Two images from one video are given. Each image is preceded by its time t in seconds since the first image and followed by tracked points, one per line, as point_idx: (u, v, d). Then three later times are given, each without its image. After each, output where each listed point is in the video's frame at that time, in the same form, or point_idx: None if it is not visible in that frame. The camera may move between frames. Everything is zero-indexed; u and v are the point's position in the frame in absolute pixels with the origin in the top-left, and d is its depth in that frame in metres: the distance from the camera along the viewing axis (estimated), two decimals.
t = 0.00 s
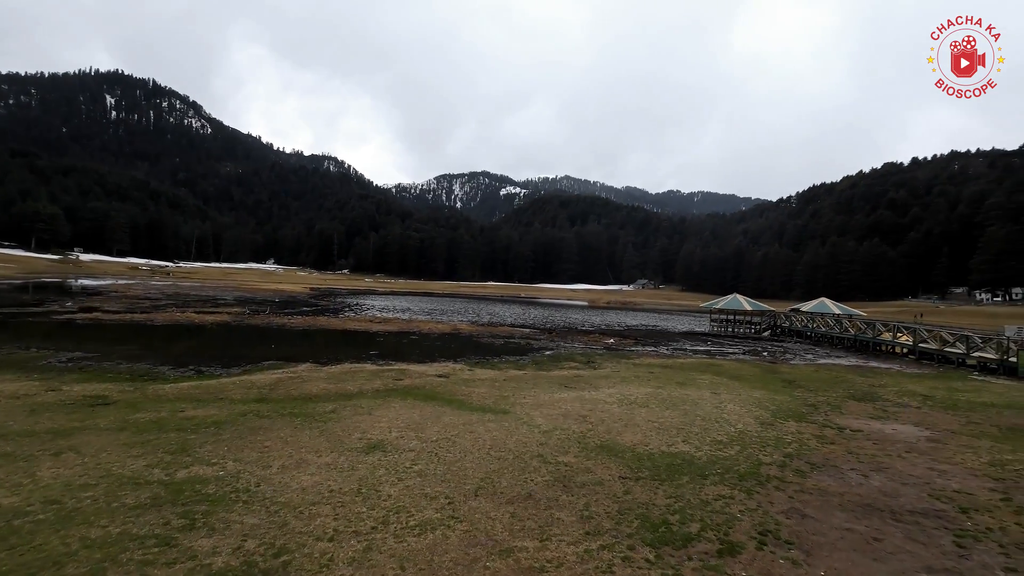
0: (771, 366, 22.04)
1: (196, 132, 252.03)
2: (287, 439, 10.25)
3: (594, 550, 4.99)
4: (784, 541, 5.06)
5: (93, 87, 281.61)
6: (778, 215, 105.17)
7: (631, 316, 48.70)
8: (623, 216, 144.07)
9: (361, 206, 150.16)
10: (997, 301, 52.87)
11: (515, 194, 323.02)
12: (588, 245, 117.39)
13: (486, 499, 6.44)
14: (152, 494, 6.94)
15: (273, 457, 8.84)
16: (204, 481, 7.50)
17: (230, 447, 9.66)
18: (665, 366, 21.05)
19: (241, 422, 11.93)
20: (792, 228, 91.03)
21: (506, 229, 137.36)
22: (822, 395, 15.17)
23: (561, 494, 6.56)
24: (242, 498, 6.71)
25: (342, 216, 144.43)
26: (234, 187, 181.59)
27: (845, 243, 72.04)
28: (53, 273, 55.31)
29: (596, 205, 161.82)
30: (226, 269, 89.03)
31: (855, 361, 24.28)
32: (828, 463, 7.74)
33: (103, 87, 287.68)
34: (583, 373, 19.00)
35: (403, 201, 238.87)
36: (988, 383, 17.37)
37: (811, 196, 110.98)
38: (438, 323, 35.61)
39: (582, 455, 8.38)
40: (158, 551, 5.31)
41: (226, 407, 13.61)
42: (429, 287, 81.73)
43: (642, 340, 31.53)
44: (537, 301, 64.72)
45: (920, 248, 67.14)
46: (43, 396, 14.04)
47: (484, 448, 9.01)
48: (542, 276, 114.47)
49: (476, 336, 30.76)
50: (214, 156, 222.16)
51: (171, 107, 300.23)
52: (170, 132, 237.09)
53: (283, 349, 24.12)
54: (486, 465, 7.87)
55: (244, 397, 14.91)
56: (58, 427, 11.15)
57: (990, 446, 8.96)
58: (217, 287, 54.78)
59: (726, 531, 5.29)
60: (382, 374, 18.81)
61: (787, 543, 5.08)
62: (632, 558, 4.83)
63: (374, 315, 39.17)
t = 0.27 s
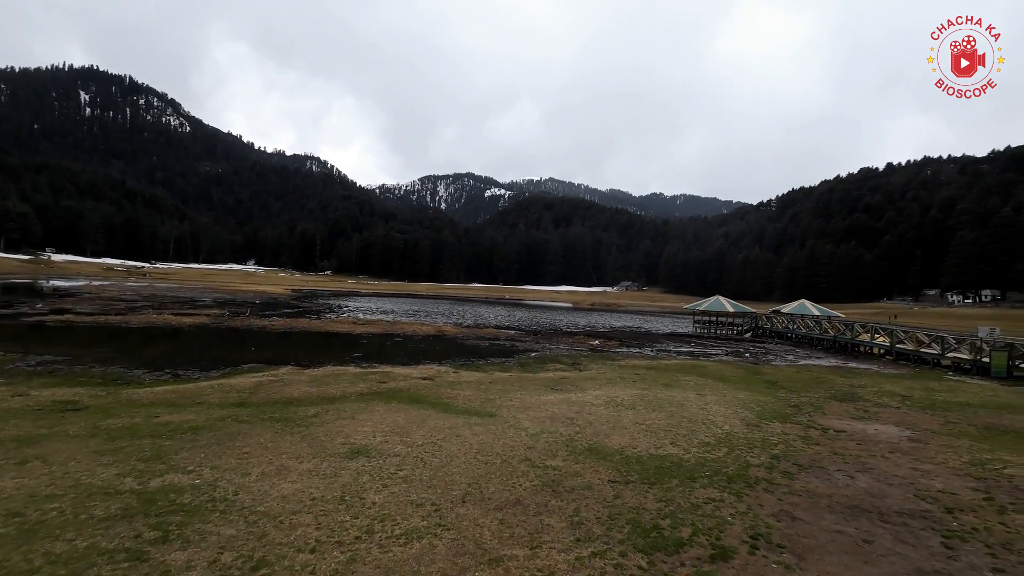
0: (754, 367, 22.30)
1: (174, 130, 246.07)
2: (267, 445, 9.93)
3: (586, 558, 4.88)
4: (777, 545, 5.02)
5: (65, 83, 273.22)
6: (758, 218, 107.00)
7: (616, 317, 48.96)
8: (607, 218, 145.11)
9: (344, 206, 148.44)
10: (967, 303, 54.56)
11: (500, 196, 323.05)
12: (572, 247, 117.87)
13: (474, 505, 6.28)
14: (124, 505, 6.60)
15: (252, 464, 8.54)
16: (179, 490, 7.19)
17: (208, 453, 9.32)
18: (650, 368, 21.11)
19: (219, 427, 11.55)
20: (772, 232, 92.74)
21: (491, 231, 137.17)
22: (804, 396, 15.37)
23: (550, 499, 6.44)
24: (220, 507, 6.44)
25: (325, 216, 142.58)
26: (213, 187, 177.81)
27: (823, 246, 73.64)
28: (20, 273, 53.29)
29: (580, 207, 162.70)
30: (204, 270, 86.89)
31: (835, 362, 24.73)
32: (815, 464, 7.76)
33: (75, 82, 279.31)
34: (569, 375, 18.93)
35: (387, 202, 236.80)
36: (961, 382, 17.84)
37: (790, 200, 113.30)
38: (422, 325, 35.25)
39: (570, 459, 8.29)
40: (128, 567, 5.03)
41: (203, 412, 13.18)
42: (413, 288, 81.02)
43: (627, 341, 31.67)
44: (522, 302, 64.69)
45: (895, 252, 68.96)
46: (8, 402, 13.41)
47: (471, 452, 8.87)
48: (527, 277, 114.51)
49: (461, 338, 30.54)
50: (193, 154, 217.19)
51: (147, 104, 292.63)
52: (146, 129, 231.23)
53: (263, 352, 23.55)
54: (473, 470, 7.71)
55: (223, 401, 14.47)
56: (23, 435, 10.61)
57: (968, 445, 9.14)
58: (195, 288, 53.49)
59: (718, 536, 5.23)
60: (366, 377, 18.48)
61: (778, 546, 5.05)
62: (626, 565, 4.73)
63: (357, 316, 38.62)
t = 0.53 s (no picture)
0: (743, 365, 22.39)
1: (158, 127, 241.88)
2: (250, 447, 9.65)
3: (580, 564, 4.71)
4: (774, 546, 4.90)
5: (45, 77, 266.97)
6: (746, 217, 108.03)
7: (606, 316, 48.98)
8: (597, 217, 145.45)
9: (333, 205, 146.98)
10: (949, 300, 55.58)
11: (490, 195, 322.36)
12: (562, 246, 117.95)
13: (464, 508, 6.10)
14: (97, 512, 6.29)
15: (234, 467, 8.26)
16: (156, 495, 6.89)
17: (188, 457, 9.00)
18: (641, 366, 21.06)
19: (201, 429, 11.21)
20: (760, 231, 93.65)
21: (481, 230, 136.80)
22: (795, 393, 15.41)
23: (543, 501, 6.27)
24: (199, 513, 6.17)
25: (313, 215, 141.04)
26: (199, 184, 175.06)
27: (810, 245, 74.50)
28: None
29: (570, 206, 162.92)
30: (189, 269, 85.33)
31: (822, 359, 24.93)
32: (808, 462, 7.71)
33: (56, 77, 273.31)
34: (560, 373, 18.77)
35: (376, 200, 235.13)
36: (946, 379, 18.04)
37: (778, 200, 114.55)
38: (412, 324, 34.89)
39: (561, 459, 8.14)
40: None
41: (186, 413, 12.82)
42: (402, 287, 80.39)
43: (617, 340, 31.65)
44: (512, 301, 64.52)
45: (880, 251, 69.98)
46: None
47: (460, 453, 8.69)
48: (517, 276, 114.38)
49: (451, 337, 30.27)
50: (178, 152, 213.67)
51: (131, 100, 287.30)
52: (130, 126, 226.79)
53: (248, 352, 23.07)
54: (464, 471, 7.52)
55: (206, 403, 14.05)
56: None
57: (959, 441, 9.15)
58: (180, 287, 52.55)
59: (713, 537, 5.11)
60: (354, 377, 18.18)
61: (777, 549, 4.91)
62: (619, 571, 4.57)
63: (346, 316, 38.14)
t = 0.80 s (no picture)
0: (736, 361, 22.34)
1: (146, 122, 238.31)
2: (234, 448, 9.34)
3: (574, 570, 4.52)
4: (775, 550, 4.72)
5: (28, 71, 261.80)
6: (738, 213, 108.50)
7: (599, 312, 48.91)
8: (590, 214, 145.47)
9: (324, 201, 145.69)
10: (937, 295, 56.15)
11: (483, 191, 321.28)
12: (555, 242, 117.83)
13: (453, 512, 5.87)
14: (68, 519, 5.98)
15: (216, 470, 7.96)
16: (131, 501, 6.59)
17: (170, 459, 8.71)
18: (635, 362, 20.96)
19: (184, 430, 10.88)
20: (752, 227, 94.11)
21: (473, 226, 136.28)
22: (789, 388, 15.34)
23: (536, 503, 6.07)
24: (175, 520, 5.89)
25: (304, 211, 139.73)
26: (188, 180, 172.74)
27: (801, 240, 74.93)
28: None
29: (563, 203, 162.80)
30: (178, 266, 84.12)
31: (815, 354, 24.96)
32: (805, 460, 7.57)
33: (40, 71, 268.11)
34: (553, 370, 18.60)
35: (368, 197, 233.46)
36: (937, 373, 18.10)
37: (769, 196, 115.19)
38: (404, 321, 34.57)
39: (555, 458, 7.93)
40: None
41: (170, 413, 12.47)
42: (394, 284, 79.92)
43: (611, 336, 31.54)
44: (505, 298, 64.23)
45: (870, 246, 70.56)
46: None
47: (451, 453, 8.47)
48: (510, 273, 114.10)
49: (443, 334, 29.99)
50: (166, 147, 210.66)
51: (117, 94, 282.36)
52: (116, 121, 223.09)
53: (237, 350, 22.67)
54: (454, 473, 7.30)
55: (192, 402, 13.71)
56: None
57: (955, 437, 9.06)
58: (168, 285, 51.79)
59: (712, 540, 4.93)
60: (345, 375, 17.89)
61: (777, 552, 4.74)
62: None
63: (337, 312, 37.73)
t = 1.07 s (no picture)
0: (732, 356, 22.29)
1: (136, 117, 235.43)
2: (224, 450, 9.13)
3: None
4: (777, 552, 4.60)
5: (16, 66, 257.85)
6: (732, 208, 108.76)
7: (594, 308, 48.84)
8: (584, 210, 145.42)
9: (317, 198, 144.63)
10: (930, 290, 56.54)
11: (478, 187, 320.30)
12: (550, 238, 117.69)
13: (447, 515, 5.71)
14: (46, 526, 5.76)
15: (203, 473, 7.77)
16: (114, 506, 6.36)
17: (156, 461, 8.48)
18: (631, 358, 20.87)
19: (172, 430, 10.63)
20: (746, 222, 94.35)
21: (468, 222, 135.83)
22: (785, 384, 15.25)
23: (531, 504, 5.93)
24: (158, 527, 5.69)
25: (297, 208, 138.67)
26: (180, 177, 170.96)
27: (795, 236, 75.23)
28: None
29: (559, 198, 162.56)
30: (170, 263, 83.24)
31: (810, 349, 24.99)
32: (805, 457, 7.47)
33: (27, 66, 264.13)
34: (549, 367, 18.49)
35: (362, 193, 232.04)
36: (933, 367, 18.11)
37: (763, 191, 115.52)
38: (398, 318, 34.30)
39: (552, 457, 7.80)
40: None
41: (158, 413, 12.22)
42: (389, 281, 79.57)
43: (606, 332, 31.44)
44: (500, 294, 64.02)
45: (863, 241, 70.96)
46: None
47: (445, 453, 8.35)
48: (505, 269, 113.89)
49: (438, 331, 29.77)
50: (158, 143, 208.36)
51: (107, 90, 278.65)
52: (106, 116, 220.19)
53: (229, 348, 22.36)
54: (448, 474, 7.14)
55: (181, 402, 13.46)
56: None
57: (953, 432, 8.99)
58: (160, 282, 51.25)
59: (711, 542, 4.81)
60: (338, 373, 17.66)
61: (779, 554, 4.63)
62: None
63: (331, 310, 37.38)
